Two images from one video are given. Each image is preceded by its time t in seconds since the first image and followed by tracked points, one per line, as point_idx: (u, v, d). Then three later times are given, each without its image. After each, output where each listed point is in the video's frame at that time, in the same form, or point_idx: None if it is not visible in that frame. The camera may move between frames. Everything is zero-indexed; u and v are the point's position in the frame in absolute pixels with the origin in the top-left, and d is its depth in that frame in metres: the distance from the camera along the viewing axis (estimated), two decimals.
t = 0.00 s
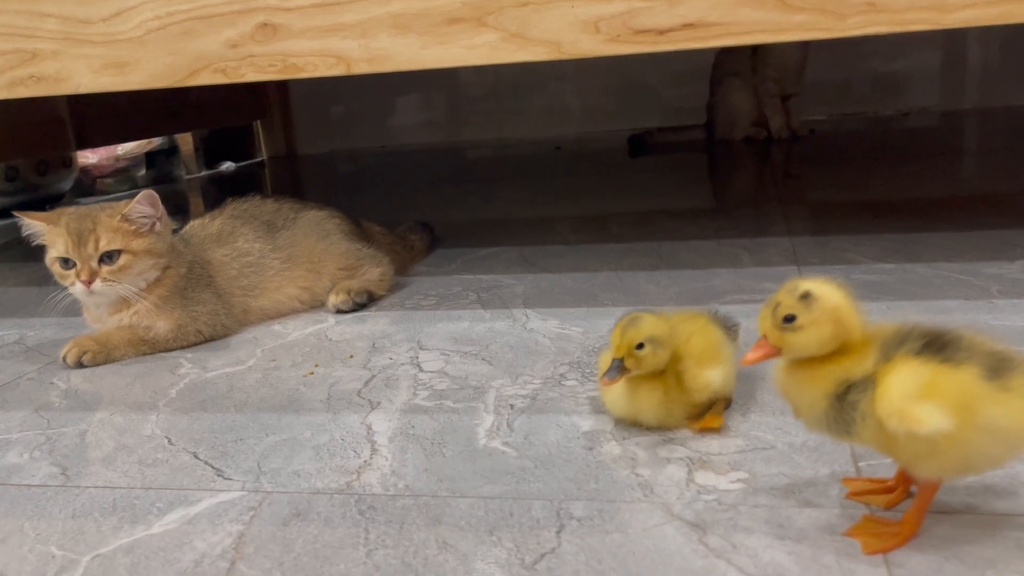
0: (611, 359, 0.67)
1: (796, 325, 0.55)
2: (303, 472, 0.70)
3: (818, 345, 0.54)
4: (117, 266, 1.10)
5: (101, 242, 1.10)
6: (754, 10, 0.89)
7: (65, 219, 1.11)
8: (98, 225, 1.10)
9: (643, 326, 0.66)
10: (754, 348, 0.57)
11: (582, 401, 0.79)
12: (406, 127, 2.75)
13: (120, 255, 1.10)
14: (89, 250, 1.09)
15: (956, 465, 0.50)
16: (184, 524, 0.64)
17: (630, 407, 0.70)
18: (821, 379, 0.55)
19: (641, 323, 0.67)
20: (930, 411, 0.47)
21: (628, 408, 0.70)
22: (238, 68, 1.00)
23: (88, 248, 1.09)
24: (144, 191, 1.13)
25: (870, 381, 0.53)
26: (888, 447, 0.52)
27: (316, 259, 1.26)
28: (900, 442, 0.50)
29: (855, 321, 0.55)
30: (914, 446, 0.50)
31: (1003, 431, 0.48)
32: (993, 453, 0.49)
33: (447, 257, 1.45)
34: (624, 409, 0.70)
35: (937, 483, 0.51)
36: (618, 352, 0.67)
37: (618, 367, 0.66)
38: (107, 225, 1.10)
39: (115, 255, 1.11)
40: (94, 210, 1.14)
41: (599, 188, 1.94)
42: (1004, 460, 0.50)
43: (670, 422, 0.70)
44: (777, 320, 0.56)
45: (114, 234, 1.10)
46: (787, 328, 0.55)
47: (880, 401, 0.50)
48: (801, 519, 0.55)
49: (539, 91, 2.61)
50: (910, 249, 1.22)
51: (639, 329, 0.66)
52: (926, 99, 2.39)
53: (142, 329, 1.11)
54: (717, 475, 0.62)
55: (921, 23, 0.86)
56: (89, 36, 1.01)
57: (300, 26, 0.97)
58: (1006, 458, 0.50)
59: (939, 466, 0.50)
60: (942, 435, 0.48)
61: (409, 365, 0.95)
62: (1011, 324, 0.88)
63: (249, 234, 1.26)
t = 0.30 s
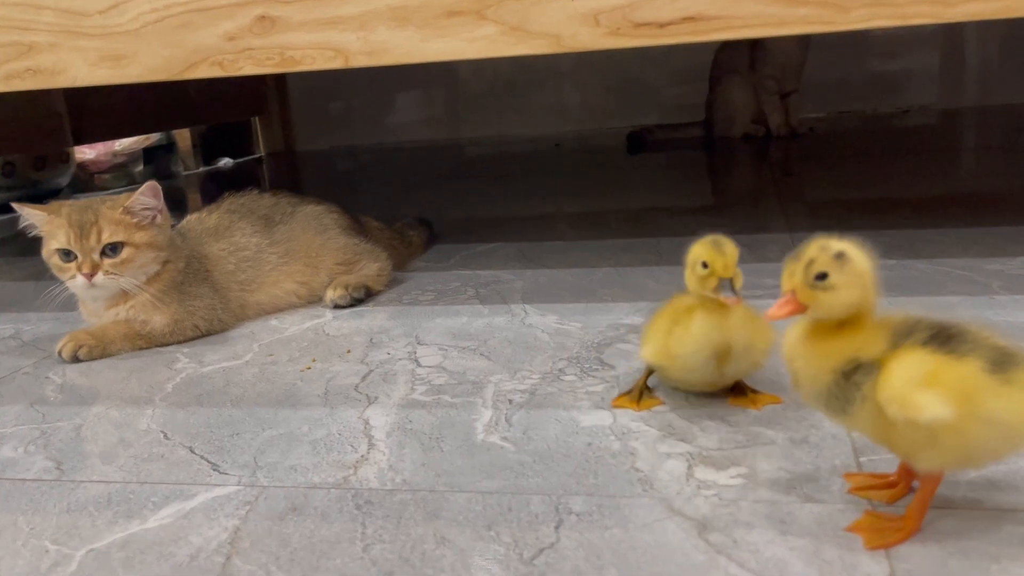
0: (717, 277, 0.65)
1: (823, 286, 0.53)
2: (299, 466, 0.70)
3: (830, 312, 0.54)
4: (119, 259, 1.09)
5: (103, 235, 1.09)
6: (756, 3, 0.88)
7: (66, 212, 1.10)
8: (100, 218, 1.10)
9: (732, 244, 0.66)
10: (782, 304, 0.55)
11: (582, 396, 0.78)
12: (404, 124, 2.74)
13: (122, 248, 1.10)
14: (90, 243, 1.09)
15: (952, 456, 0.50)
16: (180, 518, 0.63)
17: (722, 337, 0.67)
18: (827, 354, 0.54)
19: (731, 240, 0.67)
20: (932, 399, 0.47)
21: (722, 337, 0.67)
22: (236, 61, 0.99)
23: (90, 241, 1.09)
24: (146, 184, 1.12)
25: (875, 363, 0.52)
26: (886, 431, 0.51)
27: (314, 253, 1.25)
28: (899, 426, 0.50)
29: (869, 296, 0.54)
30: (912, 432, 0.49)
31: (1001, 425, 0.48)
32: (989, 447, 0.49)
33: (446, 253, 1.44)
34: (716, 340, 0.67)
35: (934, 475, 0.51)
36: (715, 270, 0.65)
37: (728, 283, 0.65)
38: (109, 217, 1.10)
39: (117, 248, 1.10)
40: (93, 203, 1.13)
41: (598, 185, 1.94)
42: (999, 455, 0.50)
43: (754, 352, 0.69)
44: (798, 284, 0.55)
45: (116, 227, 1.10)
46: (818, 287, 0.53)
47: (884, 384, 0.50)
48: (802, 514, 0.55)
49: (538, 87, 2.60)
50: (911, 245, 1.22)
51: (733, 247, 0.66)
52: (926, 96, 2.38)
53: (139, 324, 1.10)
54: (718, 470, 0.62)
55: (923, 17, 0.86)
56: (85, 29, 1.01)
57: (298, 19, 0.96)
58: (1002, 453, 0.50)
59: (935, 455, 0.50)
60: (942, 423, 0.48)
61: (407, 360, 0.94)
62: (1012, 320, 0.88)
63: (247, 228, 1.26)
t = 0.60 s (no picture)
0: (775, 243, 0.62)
1: (830, 260, 0.53)
2: (294, 463, 0.69)
3: (840, 287, 0.53)
4: (116, 254, 1.09)
5: (100, 230, 1.09)
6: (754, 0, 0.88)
7: (63, 206, 1.10)
8: (98, 213, 1.09)
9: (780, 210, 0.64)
10: (788, 280, 0.55)
11: (578, 394, 0.78)
12: (402, 121, 2.73)
13: (119, 243, 1.10)
14: (87, 238, 1.08)
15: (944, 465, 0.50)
16: (174, 514, 0.63)
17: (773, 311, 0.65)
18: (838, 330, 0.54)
19: (780, 208, 0.64)
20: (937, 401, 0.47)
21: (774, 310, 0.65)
22: (232, 56, 0.99)
23: (87, 236, 1.08)
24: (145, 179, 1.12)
25: (886, 349, 0.52)
26: (885, 420, 0.52)
27: (310, 250, 1.25)
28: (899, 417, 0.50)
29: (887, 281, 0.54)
30: (911, 427, 0.50)
31: (996, 448, 0.48)
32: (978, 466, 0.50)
33: (443, 250, 1.44)
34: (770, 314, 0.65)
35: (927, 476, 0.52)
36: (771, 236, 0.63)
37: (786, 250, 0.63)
38: (107, 212, 1.09)
39: (114, 243, 1.10)
40: (89, 198, 1.12)
41: (596, 183, 1.94)
42: (983, 479, 0.51)
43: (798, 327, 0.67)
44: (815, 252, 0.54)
45: (113, 222, 1.09)
46: (824, 261, 0.53)
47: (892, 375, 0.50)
48: (799, 511, 0.54)
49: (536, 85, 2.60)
50: (909, 244, 1.21)
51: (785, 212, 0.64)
52: (924, 95, 2.38)
53: (134, 319, 1.10)
54: (714, 467, 0.61)
55: (921, 15, 0.86)
56: (81, 23, 1.00)
57: (295, 14, 0.96)
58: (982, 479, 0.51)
59: (929, 457, 0.50)
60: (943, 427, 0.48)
61: (403, 357, 0.94)
62: (1009, 319, 0.87)
63: (243, 224, 1.25)
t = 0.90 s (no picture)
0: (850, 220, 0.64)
1: (804, 251, 0.55)
2: (287, 461, 0.69)
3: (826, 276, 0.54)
4: (110, 252, 1.09)
5: (94, 228, 1.09)
6: (748, 2, 0.88)
7: (57, 204, 1.10)
8: (92, 211, 1.09)
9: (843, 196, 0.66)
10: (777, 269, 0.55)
11: (571, 393, 0.79)
12: (398, 121, 2.73)
13: (113, 241, 1.10)
14: (82, 235, 1.08)
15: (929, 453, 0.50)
16: (166, 511, 0.63)
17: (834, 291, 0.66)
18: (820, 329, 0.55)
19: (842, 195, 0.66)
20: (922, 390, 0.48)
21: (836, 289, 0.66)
22: (227, 56, 0.99)
23: (81, 233, 1.08)
24: (139, 178, 1.12)
25: (866, 347, 0.53)
26: (869, 418, 0.52)
27: (305, 249, 1.25)
28: (884, 412, 0.50)
29: (866, 275, 0.54)
30: (896, 421, 0.50)
31: (978, 429, 0.49)
32: (961, 450, 0.50)
33: (438, 250, 1.44)
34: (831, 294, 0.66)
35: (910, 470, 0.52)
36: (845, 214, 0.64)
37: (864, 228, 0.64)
38: (101, 210, 1.09)
39: (108, 241, 1.10)
40: (84, 196, 1.13)
41: (592, 184, 1.94)
42: (965, 459, 0.51)
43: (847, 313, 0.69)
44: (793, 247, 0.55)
45: (108, 220, 1.09)
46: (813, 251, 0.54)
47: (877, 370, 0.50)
48: (788, 510, 0.55)
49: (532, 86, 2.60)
50: (902, 246, 1.22)
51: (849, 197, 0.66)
52: (918, 98, 2.39)
53: (128, 318, 1.10)
54: (704, 466, 0.62)
55: (915, 18, 0.86)
56: (77, 22, 1.00)
57: (291, 14, 0.96)
58: (966, 458, 0.52)
59: (913, 449, 0.51)
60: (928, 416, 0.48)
61: (397, 356, 0.94)
62: (1000, 320, 0.88)
63: (238, 223, 1.25)
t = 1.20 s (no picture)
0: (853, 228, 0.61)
1: (793, 255, 0.55)
2: (284, 461, 0.70)
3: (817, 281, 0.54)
4: (108, 253, 1.09)
5: (92, 229, 1.09)
6: (744, 7, 0.89)
7: (54, 205, 1.10)
8: (90, 212, 1.09)
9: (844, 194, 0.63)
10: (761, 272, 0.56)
11: (566, 394, 0.79)
12: (396, 124, 2.74)
13: (111, 241, 1.10)
14: (80, 236, 1.09)
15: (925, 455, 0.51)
16: (164, 510, 0.63)
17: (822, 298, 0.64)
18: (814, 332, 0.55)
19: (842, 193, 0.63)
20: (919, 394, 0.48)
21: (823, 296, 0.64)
22: (226, 58, 1.00)
23: (79, 234, 1.09)
24: (138, 178, 1.12)
25: (861, 351, 0.53)
26: (866, 422, 0.52)
27: (302, 251, 1.25)
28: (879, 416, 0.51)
29: (857, 278, 0.55)
30: (893, 425, 0.50)
31: (974, 432, 0.50)
32: (957, 452, 0.51)
33: (435, 252, 1.45)
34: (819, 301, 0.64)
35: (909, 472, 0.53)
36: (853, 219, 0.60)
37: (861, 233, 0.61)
38: (99, 211, 1.10)
39: (106, 242, 1.10)
40: (83, 196, 1.13)
41: (589, 187, 1.95)
42: (961, 460, 0.52)
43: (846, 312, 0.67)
44: (781, 252, 0.55)
45: (106, 220, 1.10)
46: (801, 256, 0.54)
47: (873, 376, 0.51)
48: (781, 510, 0.55)
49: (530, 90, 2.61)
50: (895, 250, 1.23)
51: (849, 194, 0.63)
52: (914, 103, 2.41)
53: (125, 318, 1.10)
54: (699, 467, 0.62)
55: (909, 23, 0.87)
56: (76, 23, 1.01)
57: (289, 16, 0.97)
58: (962, 459, 0.52)
59: (911, 452, 0.51)
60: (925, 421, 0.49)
61: (394, 357, 0.94)
62: (993, 323, 0.89)
63: (236, 224, 1.26)
